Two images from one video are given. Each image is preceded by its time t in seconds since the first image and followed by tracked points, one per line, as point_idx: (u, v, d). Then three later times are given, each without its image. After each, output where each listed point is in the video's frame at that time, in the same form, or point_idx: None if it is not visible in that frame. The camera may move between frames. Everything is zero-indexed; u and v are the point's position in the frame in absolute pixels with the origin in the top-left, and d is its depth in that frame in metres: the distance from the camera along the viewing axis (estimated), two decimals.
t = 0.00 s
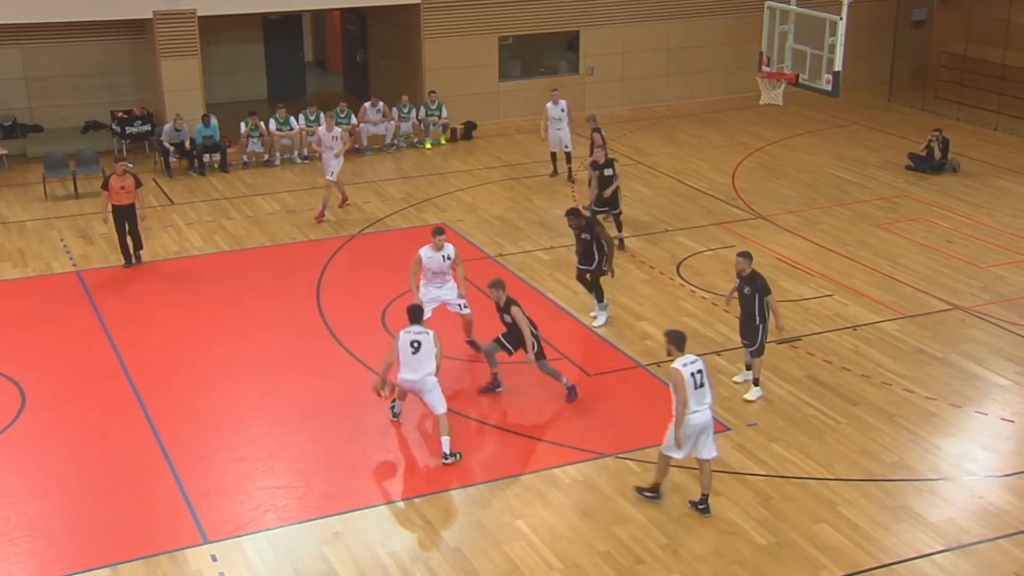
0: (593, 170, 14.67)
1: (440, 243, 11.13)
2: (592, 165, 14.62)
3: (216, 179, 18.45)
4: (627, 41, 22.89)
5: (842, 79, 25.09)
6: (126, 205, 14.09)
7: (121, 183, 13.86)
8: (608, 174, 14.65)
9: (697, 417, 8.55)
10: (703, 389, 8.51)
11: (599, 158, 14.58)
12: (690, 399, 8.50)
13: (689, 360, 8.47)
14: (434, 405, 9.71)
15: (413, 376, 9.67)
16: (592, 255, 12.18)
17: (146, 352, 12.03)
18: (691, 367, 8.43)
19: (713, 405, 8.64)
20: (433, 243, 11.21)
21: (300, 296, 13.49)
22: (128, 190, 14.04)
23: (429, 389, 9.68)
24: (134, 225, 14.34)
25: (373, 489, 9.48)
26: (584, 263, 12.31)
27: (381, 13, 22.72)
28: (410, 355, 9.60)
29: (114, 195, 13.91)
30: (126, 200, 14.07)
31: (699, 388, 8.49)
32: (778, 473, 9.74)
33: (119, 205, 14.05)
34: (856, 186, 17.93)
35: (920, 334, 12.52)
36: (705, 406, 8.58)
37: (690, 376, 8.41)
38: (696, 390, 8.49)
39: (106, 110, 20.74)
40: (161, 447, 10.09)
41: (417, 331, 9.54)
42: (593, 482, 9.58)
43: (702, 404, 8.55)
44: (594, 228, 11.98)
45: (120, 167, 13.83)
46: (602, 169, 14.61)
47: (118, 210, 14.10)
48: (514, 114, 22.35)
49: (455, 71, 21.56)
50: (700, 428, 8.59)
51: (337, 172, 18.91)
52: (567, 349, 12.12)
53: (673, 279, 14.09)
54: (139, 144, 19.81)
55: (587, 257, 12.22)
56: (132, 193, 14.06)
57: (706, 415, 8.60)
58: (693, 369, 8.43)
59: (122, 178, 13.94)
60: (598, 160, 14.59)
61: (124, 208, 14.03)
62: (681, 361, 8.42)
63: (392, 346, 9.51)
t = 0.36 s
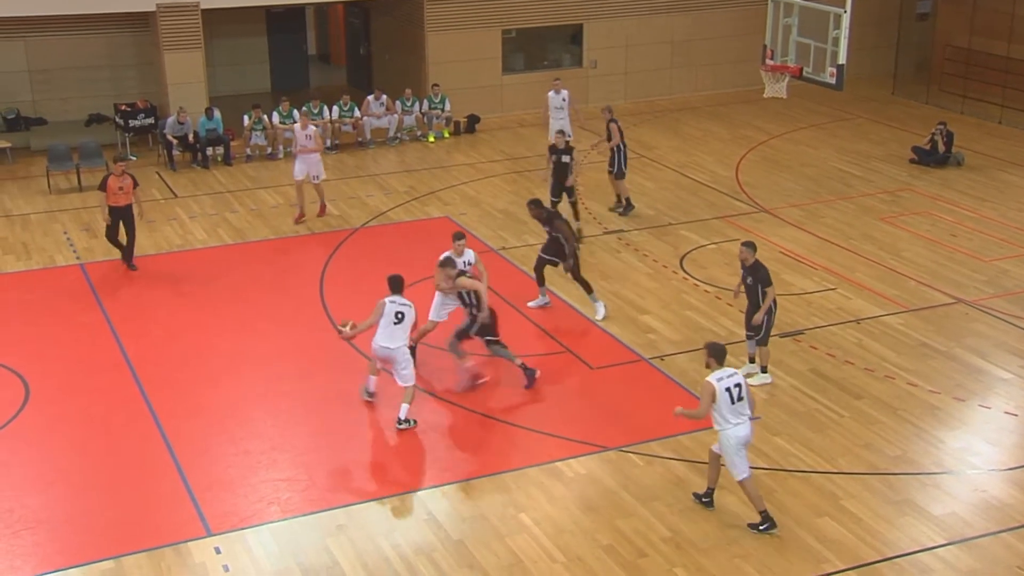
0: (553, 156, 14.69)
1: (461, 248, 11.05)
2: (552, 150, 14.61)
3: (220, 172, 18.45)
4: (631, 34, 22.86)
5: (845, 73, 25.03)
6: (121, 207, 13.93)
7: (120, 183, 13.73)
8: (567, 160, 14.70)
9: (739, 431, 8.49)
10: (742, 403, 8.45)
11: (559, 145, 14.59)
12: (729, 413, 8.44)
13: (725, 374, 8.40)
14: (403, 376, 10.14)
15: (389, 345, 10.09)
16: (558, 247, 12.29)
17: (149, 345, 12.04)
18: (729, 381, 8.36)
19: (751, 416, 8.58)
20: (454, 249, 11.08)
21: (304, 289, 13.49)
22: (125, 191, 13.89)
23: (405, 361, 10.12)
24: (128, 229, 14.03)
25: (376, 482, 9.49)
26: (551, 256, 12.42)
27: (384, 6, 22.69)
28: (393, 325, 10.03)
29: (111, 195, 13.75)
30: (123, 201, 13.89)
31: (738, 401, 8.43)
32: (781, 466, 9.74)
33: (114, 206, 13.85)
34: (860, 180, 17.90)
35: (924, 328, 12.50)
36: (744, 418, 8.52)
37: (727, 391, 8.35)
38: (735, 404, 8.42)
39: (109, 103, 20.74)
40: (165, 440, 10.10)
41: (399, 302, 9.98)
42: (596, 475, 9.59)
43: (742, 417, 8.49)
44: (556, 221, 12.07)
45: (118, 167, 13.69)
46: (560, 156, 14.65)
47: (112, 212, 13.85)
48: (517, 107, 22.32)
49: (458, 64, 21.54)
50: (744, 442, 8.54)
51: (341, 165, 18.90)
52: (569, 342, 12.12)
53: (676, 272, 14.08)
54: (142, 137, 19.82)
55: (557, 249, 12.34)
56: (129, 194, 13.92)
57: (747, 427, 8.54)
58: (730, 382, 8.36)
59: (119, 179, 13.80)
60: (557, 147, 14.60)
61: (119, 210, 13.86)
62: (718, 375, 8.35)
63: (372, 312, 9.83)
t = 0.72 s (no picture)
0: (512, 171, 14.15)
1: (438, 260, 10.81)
2: (512, 165, 14.14)
3: (218, 171, 18.44)
4: (629, 33, 22.86)
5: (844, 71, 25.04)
6: (108, 209, 13.81)
7: (108, 186, 13.62)
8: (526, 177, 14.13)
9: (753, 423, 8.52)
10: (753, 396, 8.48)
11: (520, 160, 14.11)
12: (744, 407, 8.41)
13: (739, 367, 8.41)
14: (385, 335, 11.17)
15: (371, 310, 11.08)
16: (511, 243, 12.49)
17: (147, 344, 12.04)
18: (744, 374, 8.38)
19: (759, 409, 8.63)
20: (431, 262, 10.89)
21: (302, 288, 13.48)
22: (111, 194, 13.78)
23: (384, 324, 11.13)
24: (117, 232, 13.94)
25: (375, 480, 9.49)
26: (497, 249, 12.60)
27: (383, 5, 22.69)
28: (371, 293, 11.02)
29: (99, 198, 13.61)
30: (109, 204, 13.78)
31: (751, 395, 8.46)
32: (780, 465, 9.74)
33: (99, 209, 13.71)
34: (858, 178, 17.91)
35: (922, 326, 12.51)
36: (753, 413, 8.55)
37: (744, 383, 8.36)
38: (749, 397, 8.44)
39: (108, 102, 20.74)
40: (163, 440, 10.10)
41: (370, 271, 10.99)
42: (594, 474, 9.59)
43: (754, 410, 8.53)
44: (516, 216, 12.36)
45: (107, 170, 13.59)
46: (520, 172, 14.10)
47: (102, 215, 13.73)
48: (516, 106, 22.31)
49: (457, 62, 21.53)
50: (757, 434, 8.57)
51: (339, 164, 18.89)
52: (567, 341, 12.12)
53: (675, 271, 14.08)
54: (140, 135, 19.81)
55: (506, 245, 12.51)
56: (114, 197, 13.82)
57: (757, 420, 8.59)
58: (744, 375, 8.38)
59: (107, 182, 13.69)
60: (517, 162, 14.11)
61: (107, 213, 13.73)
62: (733, 370, 8.33)
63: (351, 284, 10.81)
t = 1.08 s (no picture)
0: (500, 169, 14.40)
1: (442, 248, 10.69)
2: (500, 164, 14.34)
3: (213, 176, 18.43)
4: (624, 38, 22.89)
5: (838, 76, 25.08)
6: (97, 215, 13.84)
7: (98, 190, 13.69)
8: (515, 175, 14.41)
9: (732, 423, 8.58)
10: (738, 397, 8.51)
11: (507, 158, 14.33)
12: (724, 407, 8.50)
13: (728, 367, 8.44)
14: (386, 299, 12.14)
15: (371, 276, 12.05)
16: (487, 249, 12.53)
17: (143, 349, 12.02)
18: (730, 375, 8.41)
19: (746, 411, 8.66)
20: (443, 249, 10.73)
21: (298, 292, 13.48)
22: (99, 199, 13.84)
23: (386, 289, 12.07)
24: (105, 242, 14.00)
25: (370, 485, 9.48)
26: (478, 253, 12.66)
27: (378, 10, 22.71)
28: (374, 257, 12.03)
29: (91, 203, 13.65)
30: (99, 209, 13.84)
31: (736, 396, 8.50)
32: (775, 469, 9.75)
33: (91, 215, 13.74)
34: (853, 183, 17.93)
35: (917, 331, 12.53)
36: (738, 415, 8.59)
37: (727, 384, 8.41)
38: (732, 397, 8.49)
39: (102, 107, 20.73)
40: (158, 445, 10.08)
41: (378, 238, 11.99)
42: (590, 478, 9.59)
43: (738, 410, 8.57)
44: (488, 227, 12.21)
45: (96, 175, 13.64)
46: (508, 169, 14.35)
47: (95, 220, 13.74)
48: (512, 111, 22.33)
49: (452, 67, 21.53)
50: (734, 435, 8.62)
51: (334, 169, 18.89)
52: (563, 345, 12.13)
53: (670, 276, 14.09)
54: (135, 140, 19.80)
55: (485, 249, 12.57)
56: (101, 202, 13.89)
57: (740, 421, 8.62)
58: (729, 377, 8.40)
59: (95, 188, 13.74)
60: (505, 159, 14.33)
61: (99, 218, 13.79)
62: (719, 368, 8.39)
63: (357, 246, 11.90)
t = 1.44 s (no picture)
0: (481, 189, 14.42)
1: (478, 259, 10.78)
2: (478, 185, 14.36)
3: (203, 187, 18.41)
4: (613, 49, 22.95)
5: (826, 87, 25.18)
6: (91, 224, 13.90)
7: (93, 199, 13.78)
8: (495, 196, 14.43)
9: (707, 428, 8.62)
10: (712, 403, 8.59)
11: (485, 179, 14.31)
12: (697, 412, 8.59)
13: (700, 374, 8.56)
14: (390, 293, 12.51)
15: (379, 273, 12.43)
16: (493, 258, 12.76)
17: (132, 361, 11.99)
18: (702, 380, 8.53)
19: (724, 417, 8.70)
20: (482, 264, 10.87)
21: (287, 304, 13.46)
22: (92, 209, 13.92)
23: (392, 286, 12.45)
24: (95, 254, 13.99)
25: (361, 497, 9.46)
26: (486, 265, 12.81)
27: (367, 22, 22.73)
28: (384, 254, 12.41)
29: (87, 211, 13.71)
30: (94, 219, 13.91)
31: (710, 401, 8.58)
32: (765, 479, 9.75)
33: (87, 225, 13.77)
34: (842, 193, 18.00)
35: (906, 340, 12.56)
36: (715, 419, 8.64)
37: (698, 389, 8.52)
38: (706, 403, 8.57)
39: (91, 119, 20.69)
40: (147, 458, 10.04)
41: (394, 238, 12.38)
42: (581, 489, 9.58)
43: (714, 416, 8.63)
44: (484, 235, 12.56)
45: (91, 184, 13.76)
46: (487, 190, 14.38)
47: (92, 228, 13.80)
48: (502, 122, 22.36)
49: (441, 78, 21.55)
50: (711, 440, 8.66)
51: (324, 181, 18.88)
52: (553, 356, 12.13)
53: (660, 286, 14.11)
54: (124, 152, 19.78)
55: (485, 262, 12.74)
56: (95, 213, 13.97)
57: (718, 426, 8.66)
58: (701, 382, 8.53)
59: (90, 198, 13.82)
60: (484, 180, 14.32)
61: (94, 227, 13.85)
62: (690, 373, 8.53)
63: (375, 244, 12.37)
